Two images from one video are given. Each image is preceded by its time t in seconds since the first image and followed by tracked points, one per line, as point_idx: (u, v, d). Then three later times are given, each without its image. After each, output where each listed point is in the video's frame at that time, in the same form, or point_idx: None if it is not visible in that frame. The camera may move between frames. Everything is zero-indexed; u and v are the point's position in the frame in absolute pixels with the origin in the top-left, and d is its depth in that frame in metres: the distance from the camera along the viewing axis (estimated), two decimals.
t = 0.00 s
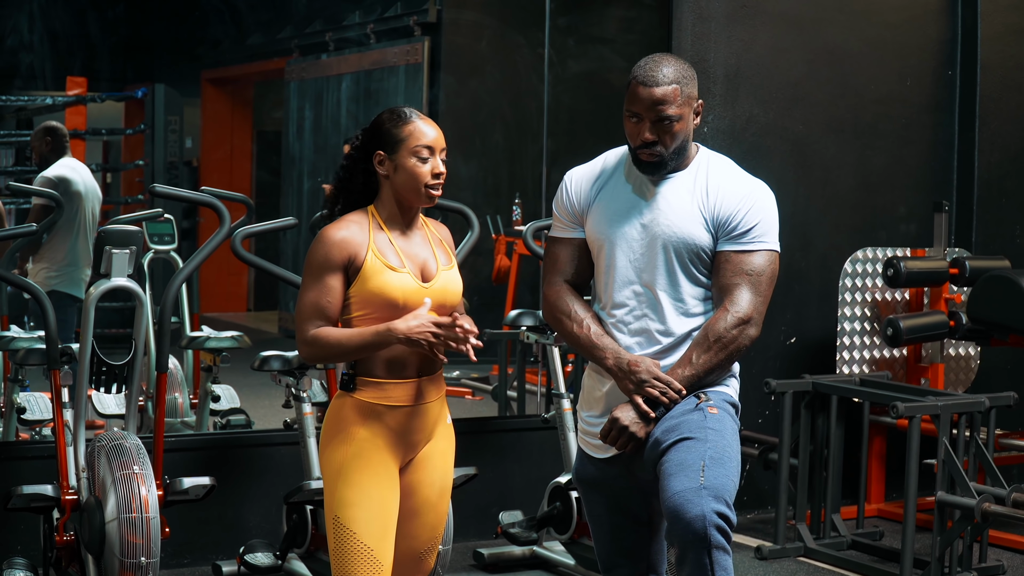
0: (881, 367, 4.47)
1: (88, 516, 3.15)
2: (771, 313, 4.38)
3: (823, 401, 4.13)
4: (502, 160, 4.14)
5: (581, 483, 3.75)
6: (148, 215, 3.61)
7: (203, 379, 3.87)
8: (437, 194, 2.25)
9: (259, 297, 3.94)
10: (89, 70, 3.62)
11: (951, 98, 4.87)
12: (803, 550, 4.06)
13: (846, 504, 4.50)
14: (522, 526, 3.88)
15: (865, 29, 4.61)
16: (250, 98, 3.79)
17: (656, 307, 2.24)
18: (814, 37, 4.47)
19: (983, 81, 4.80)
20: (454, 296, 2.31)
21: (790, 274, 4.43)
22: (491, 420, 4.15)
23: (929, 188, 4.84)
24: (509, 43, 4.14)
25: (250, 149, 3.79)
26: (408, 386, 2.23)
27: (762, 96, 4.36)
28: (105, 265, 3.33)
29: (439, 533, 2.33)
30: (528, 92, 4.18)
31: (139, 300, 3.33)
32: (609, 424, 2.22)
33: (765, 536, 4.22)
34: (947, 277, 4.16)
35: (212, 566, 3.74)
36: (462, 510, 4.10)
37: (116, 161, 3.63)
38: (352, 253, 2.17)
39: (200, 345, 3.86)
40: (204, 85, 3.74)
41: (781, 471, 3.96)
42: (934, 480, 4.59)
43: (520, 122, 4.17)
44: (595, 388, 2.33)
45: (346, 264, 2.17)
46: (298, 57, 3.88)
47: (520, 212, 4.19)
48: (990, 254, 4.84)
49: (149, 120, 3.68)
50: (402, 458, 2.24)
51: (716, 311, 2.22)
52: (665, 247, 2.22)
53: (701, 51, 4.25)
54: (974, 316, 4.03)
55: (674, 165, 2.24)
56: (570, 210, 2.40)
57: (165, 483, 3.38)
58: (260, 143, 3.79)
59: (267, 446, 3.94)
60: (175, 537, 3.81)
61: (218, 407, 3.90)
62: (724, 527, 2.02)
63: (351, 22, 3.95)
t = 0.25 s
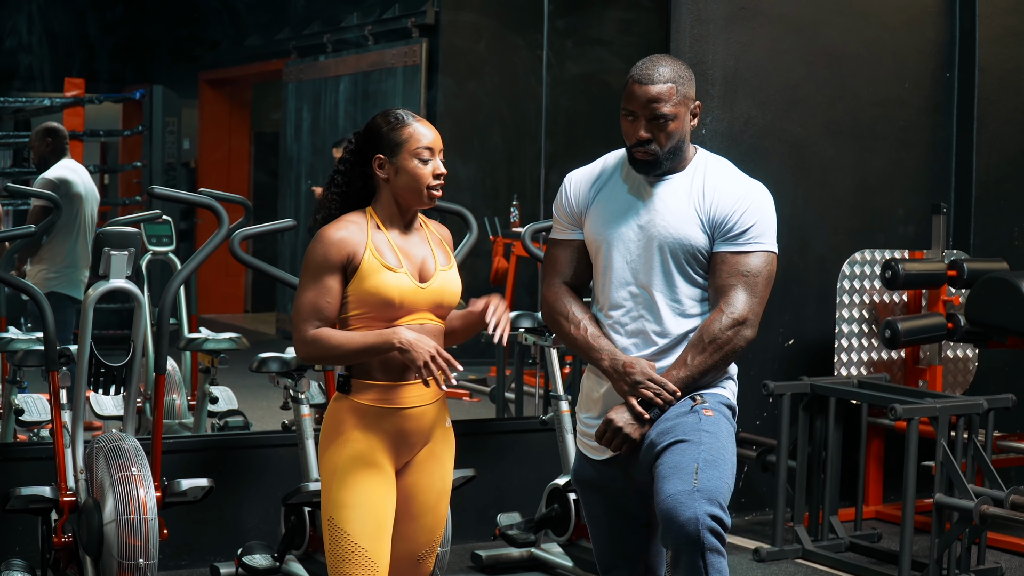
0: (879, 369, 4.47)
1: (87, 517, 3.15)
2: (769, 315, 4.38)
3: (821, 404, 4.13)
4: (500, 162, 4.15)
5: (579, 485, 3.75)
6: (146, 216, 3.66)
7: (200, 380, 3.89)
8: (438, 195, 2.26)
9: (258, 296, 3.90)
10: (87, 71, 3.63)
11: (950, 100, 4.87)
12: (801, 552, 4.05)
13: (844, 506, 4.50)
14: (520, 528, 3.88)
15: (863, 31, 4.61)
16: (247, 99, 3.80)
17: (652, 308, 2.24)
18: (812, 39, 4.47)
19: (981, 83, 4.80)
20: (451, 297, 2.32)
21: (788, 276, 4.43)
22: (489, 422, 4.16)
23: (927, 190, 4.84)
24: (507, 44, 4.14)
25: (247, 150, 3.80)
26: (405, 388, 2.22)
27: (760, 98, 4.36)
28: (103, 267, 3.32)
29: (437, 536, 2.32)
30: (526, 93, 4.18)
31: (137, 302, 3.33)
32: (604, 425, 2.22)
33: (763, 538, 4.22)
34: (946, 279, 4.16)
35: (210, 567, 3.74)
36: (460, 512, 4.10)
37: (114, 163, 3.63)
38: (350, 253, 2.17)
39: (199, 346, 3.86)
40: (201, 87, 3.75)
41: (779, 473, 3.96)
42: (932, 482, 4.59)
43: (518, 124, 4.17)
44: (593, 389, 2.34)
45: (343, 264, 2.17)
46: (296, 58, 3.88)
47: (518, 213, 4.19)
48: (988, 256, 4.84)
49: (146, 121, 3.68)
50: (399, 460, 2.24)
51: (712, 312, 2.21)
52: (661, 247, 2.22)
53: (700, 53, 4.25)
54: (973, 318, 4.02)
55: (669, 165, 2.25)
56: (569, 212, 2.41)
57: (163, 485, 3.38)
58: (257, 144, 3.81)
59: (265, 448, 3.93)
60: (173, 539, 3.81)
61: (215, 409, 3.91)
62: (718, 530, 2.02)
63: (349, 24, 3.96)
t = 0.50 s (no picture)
0: (878, 371, 4.46)
1: (86, 520, 3.16)
2: (767, 317, 4.38)
3: (819, 405, 4.13)
4: (499, 164, 4.15)
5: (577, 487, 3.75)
6: (144, 218, 3.70)
7: (199, 382, 3.91)
8: (420, 196, 2.22)
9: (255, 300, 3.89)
10: (85, 73, 3.63)
11: (948, 103, 4.87)
12: (798, 554, 4.06)
13: (842, 508, 4.51)
14: (518, 530, 3.88)
15: (861, 33, 4.61)
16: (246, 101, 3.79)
17: (648, 308, 2.23)
18: (810, 41, 4.47)
19: (980, 86, 4.80)
20: (446, 301, 2.27)
21: (786, 278, 4.43)
22: (487, 424, 4.16)
23: (925, 192, 4.84)
24: (505, 46, 4.15)
25: (245, 152, 3.80)
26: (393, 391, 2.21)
27: (758, 100, 4.37)
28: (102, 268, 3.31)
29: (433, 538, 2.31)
30: (524, 95, 4.19)
31: (136, 303, 3.33)
32: (599, 427, 2.22)
33: (761, 540, 4.22)
34: (944, 281, 4.17)
35: (208, 568, 3.74)
36: (458, 513, 4.10)
37: (111, 165, 3.64)
38: (339, 252, 2.18)
39: (197, 347, 3.88)
40: (199, 88, 3.73)
41: (777, 475, 3.95)
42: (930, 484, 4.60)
43: (516, 125, 4.18)
44: (592, 391, 2.33)
45: (332, 263, 2.18)
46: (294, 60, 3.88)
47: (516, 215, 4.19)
48: (986, 258, 4.84)
49: (143, 124, 3.68)
50: (390, 462, 2.23)
51: (708, 312, 2.21)
52: (657, 247, 2.22)
53: (698, 55, 4.25)
54: (971, 320, 4.02)
55: (666, 167, 2.24)
56: (568, 213, 2.41)
57: (162, 486, 3.38)
58: (255, 146, 3.80)
59: (262, 449, 3.94)
60: (171, 541, 3.81)
61: (214, 410, 3.92)
62: (712, 532, 2.02)
63: (346, 26, 3.96)
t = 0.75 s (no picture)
0: (876, 373, 4.47)
1: (84, 520, 3.16)
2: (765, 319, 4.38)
3: (818, 406, 4.14)
4: (497, 165, 4.15)
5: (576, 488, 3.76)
6: (143, 220, 3.71)
7: (198, 383, 3.91)
8: (397, 195, 2.17)
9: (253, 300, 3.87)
10: (85, 73, 3.63)
11: (947, 104, 4.87)
12: (797, 555, 4.06)
13: (841, 510, 4.51)
14: (517, 531, 3.87)
15: (860, 34, 4.61)
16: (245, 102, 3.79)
17: (648, 309, 2.23)
18: (809, 42, 4.48)
19: (979, 87, 4.81)
20: (443, 303, 2.19)
21: (785, 279, 4.44)
22: (486, 425, 4.16)
23: (924, 194, 4.84)
24: (505, 47, 4.15)
25: (244, 153, 3.80)
26: (383, 392, 2.15)
27: (757, 101, 4.37)
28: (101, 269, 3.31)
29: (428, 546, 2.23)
30: (523, 97, 4.19)
31: (135, 304, 3.33)
32: (598, 428, 2.23)
33: (759, 541, 4.22)
34: (943, 283, 4.18)
35: (207, 569, 3.75)
36: (457, 515, 4.10)
37: (110, 166, 3.64)
38: (332, 252, 2.14)
39: (195, 348, 3.88)
40: (197, 89, 3.73)
41: (776, 477, 3.96)
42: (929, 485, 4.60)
43: (515, 127, 4.18)
44: (590, 392, 2.34)
45: (325, 262, 2.15)
46: (292, 61, 3.89)
47: (514, 216, 4.20)
48: (985, 260, 4.84)
49: (142, 124, 3.68)
50: (380, 466, 2.17)
51: (707, 313, 2.21)
52: (656, 248, 2.22)
53: (697, 57, 4.25)
54: (970, 321, 4.02)
55: (666, 168, 2.24)
56: (566, 215, 2.41)
57: (161, 487, 3.38)
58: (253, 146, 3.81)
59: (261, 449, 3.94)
60: (170, 541, 3.81)
61: (213, 411, 3.91)
62: (715, 530, 2.03)
63: (345, 27, 3.97)
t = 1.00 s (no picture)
0: (874, 373, 4.52)
1: (83, 520, 3.16)
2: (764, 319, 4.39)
3: (817, 407, 4.14)
4: (496, 165, 4.16)
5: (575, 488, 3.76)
6: (142, 219, 3.70)
7: (197, 383, 3.93)
8: (391, 192, 2.16)
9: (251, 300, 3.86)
10: (84, 73, 3.63)
11: (946, 105, 4.88)
12: (795, 556, 4.06)
13: (840, 510, 4.51)
14: (516, 531, 3.87)
15: (859, 35, 4.61)
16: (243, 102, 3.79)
17: (648, 310, 2.24)
18: (808, 43, 4.48)
19: (977, 88, 4.81)
20: (437, 304, 2.15)
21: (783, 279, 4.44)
22: (484, 425, 4.16)
23: (923, 194, 4.84)
24: (504, 48, 4.16)
25: (242, 152, 3.79)
26: (373, 395, 2.12)
27: (756, 102, 4.37)
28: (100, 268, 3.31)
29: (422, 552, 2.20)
30: (521, 97, 4.20)
31: (135, 303, 3.32)
32: (601, 429, 2.21)
33: (757, 542, 4.22)
34: (941, 283, 4.16)
35: (206, 569, 3.75)
36: (456, 515, 4.11)
37: (108, 165, 3.64)
38: (321, 251, 2.15)
39: (194, 348, 3.90)
40: (195, 89, 3.75)
41: (774, 477, 3.96)
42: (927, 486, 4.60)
43: (514, 127, 4.19)
44: (589, 394, 2.34)
45: (314, 261, 2.16)
46: (291, 61, 3.89)
47: (513, 216, 4.21)
48: (984, 260, 4.84)
49: (140, 124, 3.69)
50: (371, 469, 2.15)
51: (707, 314, 2.21)
52: (655, 249, 2.22)
53: (696, 57, 4.25)
54: (969, 322, 4.02)
55: (664, 166, 2.24)
56: (564, 216, 2.41)
57: (160, 487, 3.37)
58: (251, 146, 3.80)
59: (260, 449, 3.95)
60: (168, 541, 3.81)
61: (212, 410, 3.94)
62: (722, 530, 2.04)
63: (344, 27, 3.98)
